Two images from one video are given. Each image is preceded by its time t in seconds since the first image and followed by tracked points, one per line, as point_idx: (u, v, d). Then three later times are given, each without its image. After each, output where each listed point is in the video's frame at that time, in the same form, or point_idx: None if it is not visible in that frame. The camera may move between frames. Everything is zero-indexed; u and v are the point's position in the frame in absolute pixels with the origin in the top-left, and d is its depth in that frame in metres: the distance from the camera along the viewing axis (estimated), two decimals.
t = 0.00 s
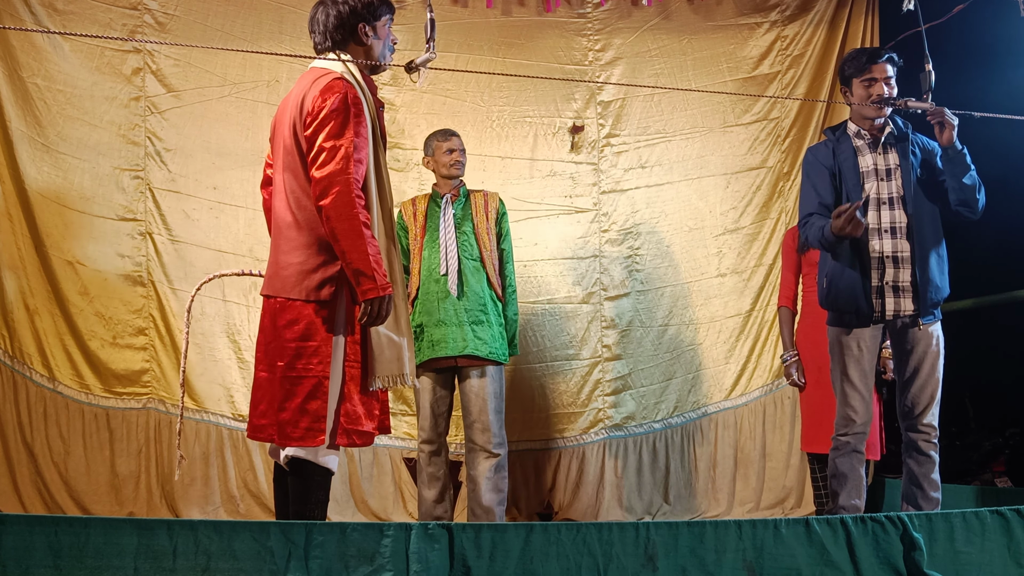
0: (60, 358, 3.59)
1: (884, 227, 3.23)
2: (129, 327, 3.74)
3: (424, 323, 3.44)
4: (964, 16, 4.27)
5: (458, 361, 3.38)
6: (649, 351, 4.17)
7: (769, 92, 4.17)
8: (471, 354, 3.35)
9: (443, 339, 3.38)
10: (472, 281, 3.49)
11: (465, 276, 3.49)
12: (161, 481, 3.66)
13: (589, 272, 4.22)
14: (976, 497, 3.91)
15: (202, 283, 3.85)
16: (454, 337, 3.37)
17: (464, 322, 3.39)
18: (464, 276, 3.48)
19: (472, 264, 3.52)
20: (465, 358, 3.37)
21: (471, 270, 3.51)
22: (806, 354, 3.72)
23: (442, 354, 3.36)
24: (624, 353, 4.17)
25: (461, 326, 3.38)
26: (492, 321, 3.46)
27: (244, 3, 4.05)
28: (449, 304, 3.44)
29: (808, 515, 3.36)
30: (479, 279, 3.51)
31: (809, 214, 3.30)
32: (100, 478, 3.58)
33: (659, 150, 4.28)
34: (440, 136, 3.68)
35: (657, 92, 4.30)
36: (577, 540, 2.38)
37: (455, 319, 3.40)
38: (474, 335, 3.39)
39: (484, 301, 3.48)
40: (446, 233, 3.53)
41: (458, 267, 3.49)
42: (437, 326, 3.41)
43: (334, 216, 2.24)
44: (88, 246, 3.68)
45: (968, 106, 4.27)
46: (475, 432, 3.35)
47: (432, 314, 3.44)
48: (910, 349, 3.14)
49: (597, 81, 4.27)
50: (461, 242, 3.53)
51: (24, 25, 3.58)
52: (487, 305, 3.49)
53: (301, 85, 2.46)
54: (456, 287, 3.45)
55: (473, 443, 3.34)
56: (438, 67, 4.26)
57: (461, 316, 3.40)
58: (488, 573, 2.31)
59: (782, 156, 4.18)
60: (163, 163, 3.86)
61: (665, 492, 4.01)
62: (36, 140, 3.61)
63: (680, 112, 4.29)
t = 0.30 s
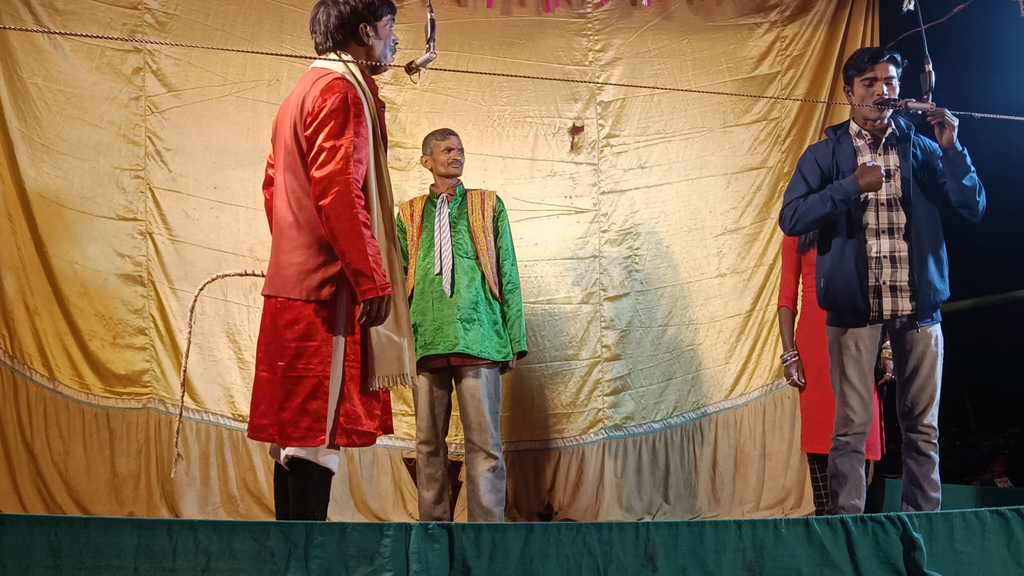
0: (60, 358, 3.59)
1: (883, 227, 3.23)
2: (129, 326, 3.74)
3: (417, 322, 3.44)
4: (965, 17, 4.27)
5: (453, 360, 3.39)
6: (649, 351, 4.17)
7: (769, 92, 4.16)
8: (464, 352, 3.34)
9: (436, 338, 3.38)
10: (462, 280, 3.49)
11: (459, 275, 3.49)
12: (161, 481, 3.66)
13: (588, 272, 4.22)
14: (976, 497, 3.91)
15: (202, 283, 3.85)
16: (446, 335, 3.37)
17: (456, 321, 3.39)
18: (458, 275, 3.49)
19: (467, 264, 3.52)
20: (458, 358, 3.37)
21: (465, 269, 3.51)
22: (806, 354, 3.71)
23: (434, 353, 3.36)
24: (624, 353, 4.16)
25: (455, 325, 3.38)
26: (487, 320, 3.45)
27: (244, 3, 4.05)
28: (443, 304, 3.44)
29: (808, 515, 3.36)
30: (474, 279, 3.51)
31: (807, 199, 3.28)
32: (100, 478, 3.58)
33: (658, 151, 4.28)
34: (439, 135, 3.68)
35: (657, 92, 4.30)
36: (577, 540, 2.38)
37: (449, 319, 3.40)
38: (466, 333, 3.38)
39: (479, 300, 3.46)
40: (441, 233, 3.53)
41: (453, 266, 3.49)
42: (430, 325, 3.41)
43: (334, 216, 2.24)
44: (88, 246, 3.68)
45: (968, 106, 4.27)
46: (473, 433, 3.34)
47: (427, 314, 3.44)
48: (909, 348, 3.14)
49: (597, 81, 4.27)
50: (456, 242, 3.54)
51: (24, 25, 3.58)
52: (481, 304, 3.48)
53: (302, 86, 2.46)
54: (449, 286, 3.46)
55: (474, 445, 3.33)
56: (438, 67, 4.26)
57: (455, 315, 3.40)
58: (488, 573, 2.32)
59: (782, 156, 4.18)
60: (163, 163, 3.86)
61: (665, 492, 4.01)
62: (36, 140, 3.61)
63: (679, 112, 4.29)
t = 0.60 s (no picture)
0: (60, 357, 3.59)
1: (880, 227, 3.23)
2: (129, 326, 3.74)
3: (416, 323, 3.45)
4: (964, 17, 4.27)
5: (450, 360, 3.39)
6: (649, 351, 4.17)
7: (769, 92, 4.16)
8: (460, 351, 3.34)
9: (432, 338, 3.39)
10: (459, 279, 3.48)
11: (457, 274, 3.49)
12: (161, 481, 3.66)
13: (588, 272, 4.22)
14: (976, 497, 3.91)
15: (202, 283, 3.85)
16: (443, 335, 3.37)
17: (453, 320, 3.38)
18: (455, 274, 3.48)
19: (465, 263, 3.51)
20: (455, 358, 3.38)
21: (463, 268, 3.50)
22: (806, 354, 3.71)
23: (430, 353, 3.37)
24: (624, 353, 4.16)
25: (451, 324, 3.38)
26: (484, 319, 3.44)
27: (244, 3, 4.05)
28: (440, 303, 3.44)
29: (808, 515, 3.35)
30: (472, 278, 3.50)
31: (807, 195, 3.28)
32: (100, 478, 3.58)
33: (658, 151, 4.28)
34: (438, 134, 3.69)
35: (657, 92, 4.30)
36: (577, 540, 2.38)
37: (446, 318, 3.40)
38: (464, 333, 3.37)
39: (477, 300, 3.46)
40: (439, 233, 3.54)
41: (450, 266, 3.49)
42: (428, 325, 3.41)
43: (333, 216, 2.24)
44: (88, 246, 3.68)
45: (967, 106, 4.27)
46: (472, 433, 3.34)
47: (424, 314, 3.45)
48: (907, 349, 3.14)
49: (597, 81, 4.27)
50: (455, 241, 3.54)
51: (24, 25, 3.58)
52: (480, 304, 3.47)
53: (302, 87, 2.46)
54: (447, 285, 3.46)
55: (474, 445, 3.33)
56: (438, 67, 4.26)
57: (452, 314, 3.40)
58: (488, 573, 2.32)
59: (782, 156, 4.18)
60: (163, 163, 3.86)
61: (665, 492, 4.01)
62: (36, 139, 3.61)
63: (679, 112, 4.29)
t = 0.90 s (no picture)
0: (60, 357, 3.59)
1: (881, 228, 3.24)
2: (130, 326, 3.74)
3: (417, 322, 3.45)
4: (964, 17, 4.27)
5: (451, 360, 3.39)
6: (649, 351, 4.17)
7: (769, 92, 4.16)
8: (459, 350, 3.34)
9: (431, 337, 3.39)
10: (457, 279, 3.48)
11: (457, 273, 3.49)
12: (161, 481, 3.66)
13: (588, 272, 4.22)
14: (976, 497, 3.91)
15: (203, 283, 3.85)
16: (443, 334, 3.37)
17: (453, 319, 3.38)
18: (455, 273, 3.48)
19: (465, 262, 3.51)
20: (455, 357, 3.38)
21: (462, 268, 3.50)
22: (806, 354, 3.71)
23: (429, 352, 3.37)
24: (624, 353, 4.16)
25: (451, 323, 3.37)
26: (483, 318, 3.44)
27: (244, 2, 4.05)
28: (440, 302, 3.44)
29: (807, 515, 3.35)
30: (473, 278, 3.50)
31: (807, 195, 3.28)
32: (100, 478, 3.58)
33: (658, 151, 4.28)
34: (439, 133, 3.69)
35: (657, 93, 4.30)
36: (577, 540, 2.38)
37: (445, 317, 3.39)
38: (464, 332, 3.36)
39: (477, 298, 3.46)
40: (439, 232, 3.54)
41: (450, 265, 3.49)
42: (428, 324, 3.42)
43: (334, 215, 2.24)
44: (88, 246, 3.68)
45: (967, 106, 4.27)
46: (473, 433, 3.34)
47: (424, 313, 3.45)
48: (907, 349, 3.14)
49: (596, 81, 4.27)
50: (455, 240, 3.54)
51: (24, 25, 3.58)
52: (480, 303, 3.46)
53: (302, 87, 2.46)
54: (447, 285, 3.46)
55: (475, 446, 3.33)
56: (438, 67, 4.26)
57: (452, 313, 3.40)
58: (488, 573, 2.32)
59: (782, 156, 4.18)
60: (163, 163, 3.86)
61: (665, 492, 4.01)
62: (36, 139, 3.60)
63: (679, 112, 4.29)
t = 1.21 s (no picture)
0: (60, 357, 3.59)
1: (880, 228, 3.23)
2: (129, 326, 3.74)
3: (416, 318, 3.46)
4: (964, 16, 4.27)
5: (450, 358, 3.38)
6: (649, 351, 4.17)
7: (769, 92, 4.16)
8: (457, 346, 3.34)
9: (428, 333, 3.39)
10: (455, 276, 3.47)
11: (456, 270, 3.49)
12: (161, 481, 3.66)
13: (587, 272, 4.22)
14: (975, 497, 3.91)
15: (202, 283, 3.85)
16: (442, 330, 3.37)
17: (452, 315, 3.39)
18: (454, 271, 3.48)
19: (465, 258, 3.51)
20: (454, 353, 3.37)
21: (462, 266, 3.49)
22: (806, 354, 3.72)
23: (426, 348, 3.37)
24: (624, 353, 4.17)
25: (449, 321, 3.37)
26: (483, 315, 3.43)
27: (244, 2, 4.05)
28: (438, 299, 3.44)
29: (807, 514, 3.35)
30: (472, 275, 3.50)
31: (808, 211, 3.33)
32: (100, 478, 3.58)
33: (657, 151, 4.28)
34: (443, 133, 3.70)
35: (657, 93, 4.30)
36: (577, 540, 2.38)
37: (444, 314, 3.40)
38: (463, 328, 3.36)
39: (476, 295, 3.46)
40: (440, 231, 3.54)
41: (450, 262, 3.50)
42: (427, 320, 3.42)
43: (334, 215, 2.24)
44: (88, 246, 3.68)
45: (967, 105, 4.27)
46: (474, 434, 3.33)
47: (423, 309, 3.45)
48: (906, 350, 3.14)
49: (596, 82, 4.27)
50: (455, 239, 3.53)
51: (24, 25, 3.57)
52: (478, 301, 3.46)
53: (300, 87, 2.46)
54: (446, 281, 3.47)
55: (476, 446, 3.32)
56: (438, 67, 4.27)
57: (451, 310, 3.40)
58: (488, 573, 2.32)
59: (782, 156, 4.18)
60: (163, 163, 3.86)
61: (665, 492, 4.01)
62: (36, 140, 3.60)
63: (679, 112, 4.29)
